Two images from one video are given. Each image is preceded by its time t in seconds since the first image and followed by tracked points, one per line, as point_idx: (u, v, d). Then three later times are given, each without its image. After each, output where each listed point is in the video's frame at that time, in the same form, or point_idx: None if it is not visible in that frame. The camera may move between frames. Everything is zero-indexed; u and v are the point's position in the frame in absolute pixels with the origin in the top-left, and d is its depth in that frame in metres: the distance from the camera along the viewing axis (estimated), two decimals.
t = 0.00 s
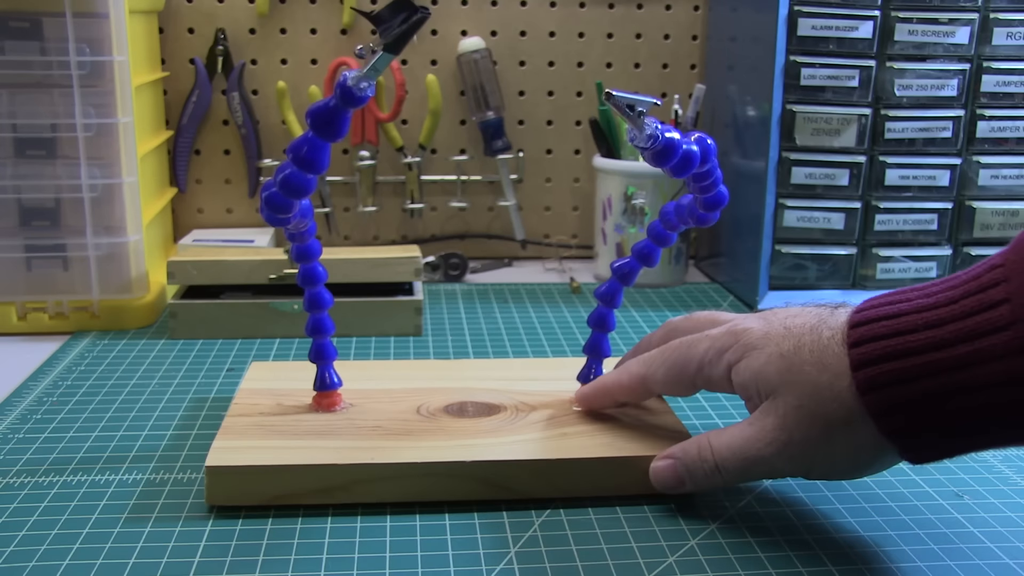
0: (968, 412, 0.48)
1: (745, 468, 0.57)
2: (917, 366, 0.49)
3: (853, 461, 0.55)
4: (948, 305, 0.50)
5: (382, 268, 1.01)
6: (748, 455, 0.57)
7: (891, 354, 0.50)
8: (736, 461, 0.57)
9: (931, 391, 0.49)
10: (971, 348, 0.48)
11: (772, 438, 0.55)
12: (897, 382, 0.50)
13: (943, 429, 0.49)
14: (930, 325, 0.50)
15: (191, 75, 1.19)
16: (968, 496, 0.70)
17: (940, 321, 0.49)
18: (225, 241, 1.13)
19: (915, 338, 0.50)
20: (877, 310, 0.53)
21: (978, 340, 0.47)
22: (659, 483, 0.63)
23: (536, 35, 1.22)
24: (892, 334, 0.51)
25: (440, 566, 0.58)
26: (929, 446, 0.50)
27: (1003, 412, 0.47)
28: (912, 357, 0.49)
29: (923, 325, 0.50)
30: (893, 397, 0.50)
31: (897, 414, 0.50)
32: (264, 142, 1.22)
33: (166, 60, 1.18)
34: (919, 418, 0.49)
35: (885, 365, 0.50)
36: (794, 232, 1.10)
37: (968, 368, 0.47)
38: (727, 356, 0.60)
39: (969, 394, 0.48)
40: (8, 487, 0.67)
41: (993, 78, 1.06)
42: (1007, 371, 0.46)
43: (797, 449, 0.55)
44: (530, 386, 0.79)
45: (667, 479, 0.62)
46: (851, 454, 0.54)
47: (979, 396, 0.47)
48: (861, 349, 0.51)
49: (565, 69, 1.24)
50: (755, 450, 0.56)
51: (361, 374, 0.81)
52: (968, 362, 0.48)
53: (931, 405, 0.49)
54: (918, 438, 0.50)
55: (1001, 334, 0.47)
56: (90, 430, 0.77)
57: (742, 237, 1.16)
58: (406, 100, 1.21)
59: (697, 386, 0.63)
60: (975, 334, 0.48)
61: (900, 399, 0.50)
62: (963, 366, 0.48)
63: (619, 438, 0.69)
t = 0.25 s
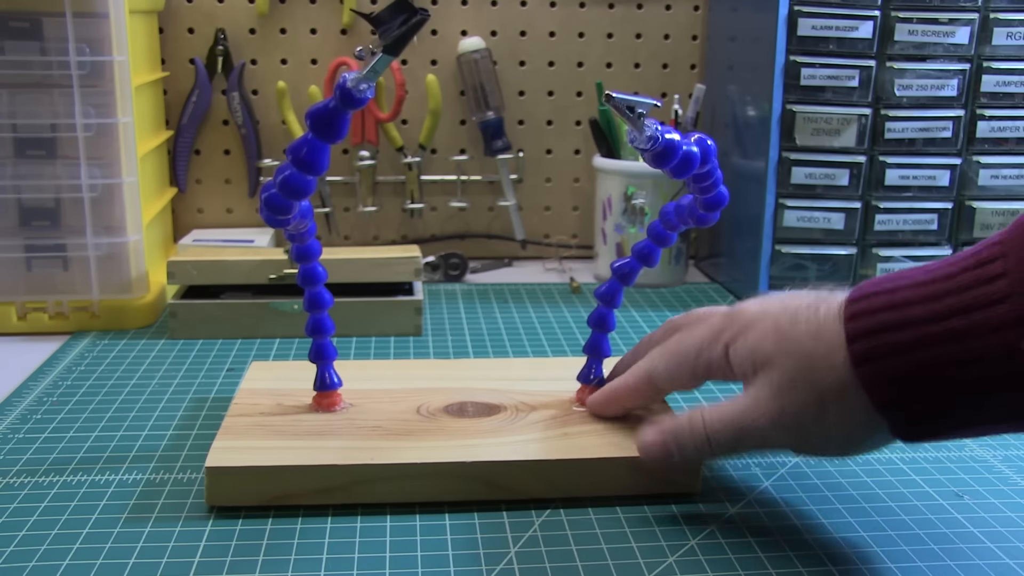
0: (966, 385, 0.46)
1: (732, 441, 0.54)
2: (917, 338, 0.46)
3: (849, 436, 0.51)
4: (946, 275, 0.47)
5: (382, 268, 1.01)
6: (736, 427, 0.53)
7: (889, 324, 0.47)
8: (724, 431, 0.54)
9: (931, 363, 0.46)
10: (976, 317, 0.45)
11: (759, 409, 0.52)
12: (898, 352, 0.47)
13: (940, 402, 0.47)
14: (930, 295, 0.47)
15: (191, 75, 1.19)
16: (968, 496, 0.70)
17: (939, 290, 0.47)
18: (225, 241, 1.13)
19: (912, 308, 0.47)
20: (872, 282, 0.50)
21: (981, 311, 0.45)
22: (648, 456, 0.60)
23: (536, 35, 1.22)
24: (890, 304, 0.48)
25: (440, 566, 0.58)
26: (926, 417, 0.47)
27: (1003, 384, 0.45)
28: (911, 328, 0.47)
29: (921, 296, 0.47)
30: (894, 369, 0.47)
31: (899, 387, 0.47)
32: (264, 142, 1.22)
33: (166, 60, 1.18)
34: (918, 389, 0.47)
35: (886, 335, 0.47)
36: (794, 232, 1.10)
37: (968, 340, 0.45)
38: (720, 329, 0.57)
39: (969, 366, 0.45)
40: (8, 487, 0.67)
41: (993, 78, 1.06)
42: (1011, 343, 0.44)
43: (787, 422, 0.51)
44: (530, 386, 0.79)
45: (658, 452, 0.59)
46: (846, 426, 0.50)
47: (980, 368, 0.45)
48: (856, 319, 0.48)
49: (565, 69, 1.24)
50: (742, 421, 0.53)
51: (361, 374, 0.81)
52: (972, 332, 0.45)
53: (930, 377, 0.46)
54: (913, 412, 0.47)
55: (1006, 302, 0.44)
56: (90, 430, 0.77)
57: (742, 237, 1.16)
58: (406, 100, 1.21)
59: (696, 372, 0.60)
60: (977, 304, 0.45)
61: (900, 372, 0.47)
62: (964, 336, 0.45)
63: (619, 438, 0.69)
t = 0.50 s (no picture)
0: (895, 369, 0.49)
1: (679, 378, 0.64)
2: (849, 319, 0.51)
3: (764, 394, 0.56)
4: (894, 268, 0.52)
5: (382, 268, 1.01)
6: (683, 363, 0.63)
7: (825, 305, 0.53)
8: (672, 368, 0.64)
9: (859, 342, 0.51)
10: (904, 307, 0.49)
11: (701, 349, 0.61)
12: (824, 328, 0.52)
13: (871, 382, 0.51)
14: (870, 282, 0.52)
15: (191, 75, 1.19)
16: (969, 496, 0.70)
17: (881, 279, 0.52)
18: (225, 241, 1.13)
19: (852, 293, 0.52)
20: (831, 270, 0.55)
21: (912, 300, 0.49)
22: (623, 390, 0.70)
23: (536, 35, 1.22)
24: (831, 286, 0.53)
25: (440, 566, 0.58)
26: (856, 395, 0.51)
27: (929, 371, 0.48)
28: (847, 311, 0.52)
29: (865, 285, 0.52)
30: (817, 340, 0.52)
31: (821, 357, 0.52)
32: (264, 142, 1.22)
33: (166, 59, 1.18)
34: (846, 364, 0.51)
35: (817, 311, 0.53)
36: (794, 232, 1.10)
37: (896, 325, 0.49)
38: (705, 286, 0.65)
39: (896, 349, 0.49)
40: (8, 487, 0.67)
41: (993, 78, 1.06)
42: (934, 330, 0.47)
43: (718, 363, 0.59)
44: (530, 386, 0.79)
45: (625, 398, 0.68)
46: (761, 385, 0.56)
47: (904, 352, 0.49)
48: (800, 297, 0.54)
49: (565, 69, 1.24)
50: (686, 358, 0.62)
51: (361, 374, 0.81)
52: (898, 319, 0.49)
53: (860, 357, 0.51)
54: (849, 389, 0.52)
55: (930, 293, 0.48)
56: (90, 430, 0.77)
57: (742, 237, 1.16)
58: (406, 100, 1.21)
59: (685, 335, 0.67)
60: (910, 295, 0.49)
61: (824, 343, 0.52)
62: (894, 323, 0.49)
63: (619, 438, 0.69)
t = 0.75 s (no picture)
0: (849, 382, 0.51)
1: (649, 385, 0.66)
2: (803, 333, 0.53)
3: (730, 401, 0.59)
4: (846, 282, 0.53)
5: (381, 268, 1.01)
6: (653, 372, 0.66)
7: (781, 318, 0.55)
8: (643, 376, 0.67)
9: (812, 356, 0.53)
10: (851, 323, 0.51)
11: (667, 357, 0.63)
12: (779, 342, 0.54)
13: (827, 394, 0.53)
14: (822, 296, 0.54)
15: (191, 75, 1.19)
16: (968, 496, 0.70)
17: (833, 294, 0.53)
18: (225, 241, 1.13)
19: (806, 308, 0.54)
20: (789, 281, 0.57)
21: (860, 316, 0.51)
22: (590, 402, 0.73)
23: (536, 35, 1.22)
24: (786, 299, 0.56)
25: (441, 565, 0.58)
26: (816, 407, 0.53)
27: (880, 385, 0.50)
28: (801, 325, 0.54)
29: (819, 299, 0.54)
30: (773, 353, 0.54)
31: (775, 370, 0.54)
32: (264, 142, 1.22)
33: (166, 59, 1.18)
34: (802, 377, 0.53)
35: (772, 325, 0.55)
36: (794, 232, 1.10)
37: (844, 340, 0.51)
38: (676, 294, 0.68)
39: (846, 363, 0.51)
40: (8, 487, 0.67)
41: (993, 78, 1.06)
42: (879, 346, 0.49)
43: (683, 370, 0.62)
44: (530, 386, 0.79)
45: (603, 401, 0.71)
46: (725, 393, 0.59)
47: (854, 366, 0.51)
48: (757, 310, 0.56)
49: (565, 69, 1.24)
50: (654, 366, 0.65)
51: (361, 374, 0.81)
52: (846, 334, 0.51)
53: (814, 370, 0.53)
54: (808, 400, 0.54)
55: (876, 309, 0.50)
56: (90, 430, 0.77)
57: (742, 237, 1.16)
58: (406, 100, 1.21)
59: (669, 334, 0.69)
60: (857, 310, 0.51)
61: (779, 357, 0.54)
62: (844, 338, 0.51)
63: (619, 437, 0.69)
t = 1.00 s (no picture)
0: (852, 383, 0.51)
1: (640, 380, 0.66)
2: (804, 335, 0.53)
3: (729, 399, 0.59)
4: (846, 283, 0.53)
5: (381, 268, 1.01)
6: (645, 366, 0.65)
7: (781, 320, 0.55)
8: (634, 370, 0.66)
9: (814, 357, 0.53)
10: (852, 325, 0.51)
11: (661, 354, 0.63)
12: (779, 343, 0.54)
13: (830, 394, 0.53)
14: (822, 297, 0.54)
15: (190, 75, 1.19)
16: (968, 496, 0.70)
17: (834, 295, 0.53)
18: (225, 241, 1.13)
19: (807, 310, 0.54)
20: (791, 282, 0.57)
21: (861, 317, 0.51)
22: (585, 397, 0.73)
23: (536, 35, 1.22)
24: (786, 300, 0.56)
25: (441, 566, 0.58)
26: (818, 405, 0.54)
27: (883, 384, 0.50)
28: (802, 327, 0.54)
29: (820, 300, 0.54)
30: (773, 354, 0.55)
31: (776, 371, 0.54)
32: (264, 142, 1.22)
33: (166, 59, 1.18)
34: (804, 378, 0.54)
35: (771, 327, 0.55)
36: (794, 232, 1.10)
37: (846, 342, 0.51)
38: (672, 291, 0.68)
39: (848, 363, 0.51)
40: (8, 487, 0.67)
41: (993, 78, 1.06)
42: (881, 348, 0.49)
43: (678, 367, 0.62)
44: (530, 386, 0.79)
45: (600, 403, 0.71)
46: (726, 392, 0.59)
47: (857, 367, 0.51)
48: (758, 311, 0.56)
49: (565, 69, 1.24)
50: (647, 362, 0.65)
51: (360, 375, 0.81)
52: (847, 336, 0.51)
53: (816, 371, 0.53)
54: (812, 400, 0.54)
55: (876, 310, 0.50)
56: (90, 430, 0.77)
57: (742, 237, 1.16)
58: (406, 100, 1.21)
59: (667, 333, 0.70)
60: (859, 311, 0.51)
61: (780, 358, 0.54)
62: (846, 339, 0.51)
63: (619, 437, 0.69)
